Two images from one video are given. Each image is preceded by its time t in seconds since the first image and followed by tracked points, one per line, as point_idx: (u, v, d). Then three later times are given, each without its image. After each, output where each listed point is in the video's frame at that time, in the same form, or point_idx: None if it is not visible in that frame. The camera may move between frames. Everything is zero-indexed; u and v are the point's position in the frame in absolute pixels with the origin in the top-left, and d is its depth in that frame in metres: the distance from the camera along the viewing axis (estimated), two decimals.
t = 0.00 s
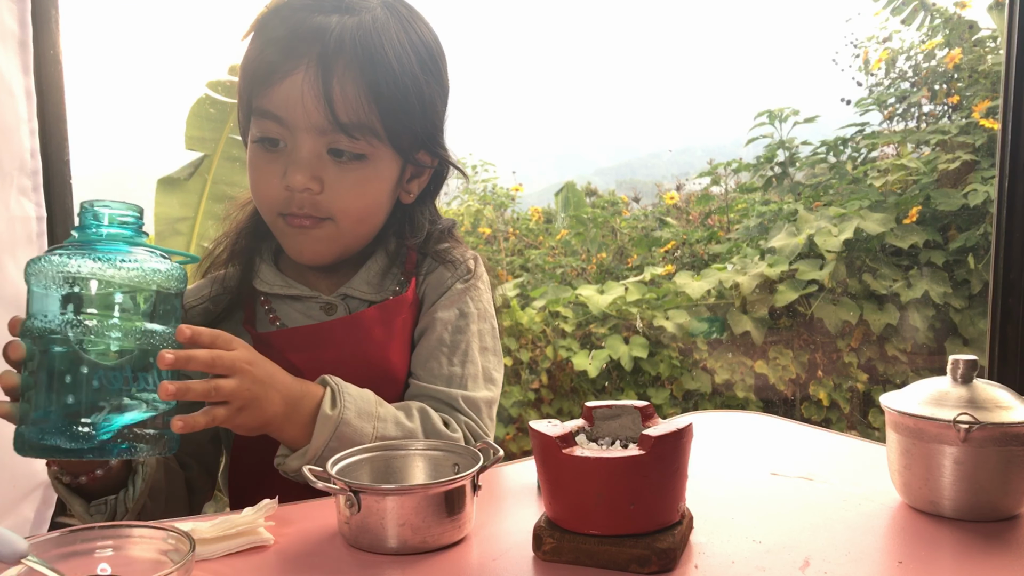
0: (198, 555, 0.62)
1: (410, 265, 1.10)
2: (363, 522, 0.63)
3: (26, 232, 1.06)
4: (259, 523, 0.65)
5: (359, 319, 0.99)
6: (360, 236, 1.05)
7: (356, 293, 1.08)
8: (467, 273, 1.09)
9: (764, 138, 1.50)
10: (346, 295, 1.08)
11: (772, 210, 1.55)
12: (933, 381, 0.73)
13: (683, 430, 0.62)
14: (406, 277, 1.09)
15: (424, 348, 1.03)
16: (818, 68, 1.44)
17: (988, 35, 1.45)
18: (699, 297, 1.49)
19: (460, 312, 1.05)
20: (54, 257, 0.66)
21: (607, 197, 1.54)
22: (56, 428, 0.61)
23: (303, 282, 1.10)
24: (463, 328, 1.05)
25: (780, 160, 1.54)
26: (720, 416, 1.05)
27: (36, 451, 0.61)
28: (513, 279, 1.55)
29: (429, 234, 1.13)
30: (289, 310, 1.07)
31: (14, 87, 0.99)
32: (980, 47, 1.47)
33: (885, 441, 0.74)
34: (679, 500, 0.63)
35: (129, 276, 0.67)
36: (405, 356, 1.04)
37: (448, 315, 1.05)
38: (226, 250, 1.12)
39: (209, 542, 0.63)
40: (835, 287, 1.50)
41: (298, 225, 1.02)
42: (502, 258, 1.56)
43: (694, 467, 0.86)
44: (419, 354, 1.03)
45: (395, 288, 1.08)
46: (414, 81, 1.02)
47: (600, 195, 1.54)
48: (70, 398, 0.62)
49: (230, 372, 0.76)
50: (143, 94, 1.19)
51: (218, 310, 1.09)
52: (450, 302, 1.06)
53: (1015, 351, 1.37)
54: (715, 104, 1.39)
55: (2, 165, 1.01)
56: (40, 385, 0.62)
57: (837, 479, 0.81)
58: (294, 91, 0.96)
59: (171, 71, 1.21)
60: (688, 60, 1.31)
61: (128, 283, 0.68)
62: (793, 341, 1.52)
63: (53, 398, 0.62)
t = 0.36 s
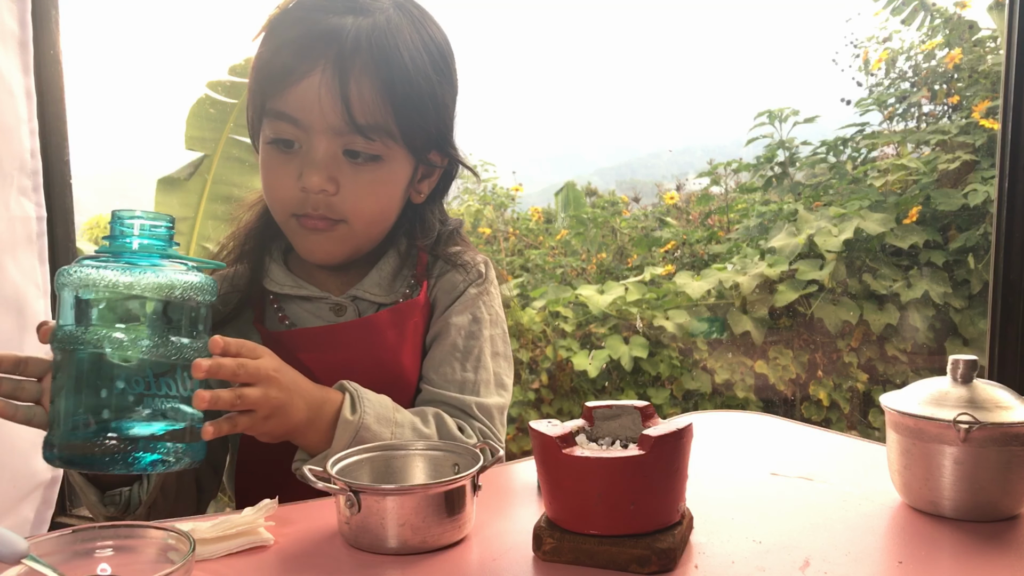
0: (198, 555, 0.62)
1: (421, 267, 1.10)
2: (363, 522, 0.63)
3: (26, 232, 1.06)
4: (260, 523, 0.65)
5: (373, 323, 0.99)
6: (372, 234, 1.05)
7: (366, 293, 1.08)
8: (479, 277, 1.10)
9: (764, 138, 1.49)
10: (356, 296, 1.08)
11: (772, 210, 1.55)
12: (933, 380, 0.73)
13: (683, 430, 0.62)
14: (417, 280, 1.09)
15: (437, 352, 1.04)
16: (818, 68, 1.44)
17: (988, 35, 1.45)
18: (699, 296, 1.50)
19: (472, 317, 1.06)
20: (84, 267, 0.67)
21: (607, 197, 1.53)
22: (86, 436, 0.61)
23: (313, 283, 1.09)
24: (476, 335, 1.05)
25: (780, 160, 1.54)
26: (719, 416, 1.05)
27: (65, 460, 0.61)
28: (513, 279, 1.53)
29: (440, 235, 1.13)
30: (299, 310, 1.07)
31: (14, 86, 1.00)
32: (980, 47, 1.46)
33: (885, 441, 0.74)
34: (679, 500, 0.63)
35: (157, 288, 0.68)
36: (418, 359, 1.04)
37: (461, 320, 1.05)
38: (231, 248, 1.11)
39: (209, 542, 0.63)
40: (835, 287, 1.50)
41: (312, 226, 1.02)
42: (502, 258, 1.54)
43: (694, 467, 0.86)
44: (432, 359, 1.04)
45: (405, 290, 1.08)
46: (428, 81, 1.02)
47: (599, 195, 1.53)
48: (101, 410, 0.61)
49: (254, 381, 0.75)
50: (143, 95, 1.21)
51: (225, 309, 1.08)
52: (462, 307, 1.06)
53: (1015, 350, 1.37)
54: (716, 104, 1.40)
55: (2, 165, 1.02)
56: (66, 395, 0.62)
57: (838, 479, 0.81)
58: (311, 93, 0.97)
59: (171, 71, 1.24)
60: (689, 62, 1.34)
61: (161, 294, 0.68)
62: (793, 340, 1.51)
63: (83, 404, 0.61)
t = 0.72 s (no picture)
0: (199, 554, 0.62)
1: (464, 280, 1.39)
2: (363, 521, 0.63)
3: (26, 232, 1.07)
4: (259, 523, 0.65)
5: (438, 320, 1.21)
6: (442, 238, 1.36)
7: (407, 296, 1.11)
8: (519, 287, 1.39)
9: (764, 138, 1.46)
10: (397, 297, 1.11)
11: (773, 210, 1.54)
12: (933, 380, 0.73)
13: (683, 430, 0.62)
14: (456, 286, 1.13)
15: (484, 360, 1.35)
16: (818, 67, 1.42)
17: (988, 36, 1.45)
18: (699, 296, 1.51)
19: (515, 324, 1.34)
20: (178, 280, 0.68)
21: (607, 196, 1.50)
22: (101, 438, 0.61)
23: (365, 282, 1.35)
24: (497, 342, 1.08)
25: (780, 160, 1.51)
26: (719, 416, 1.05)
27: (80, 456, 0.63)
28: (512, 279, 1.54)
29: (479, 242, 1.40)
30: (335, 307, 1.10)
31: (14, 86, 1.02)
32: (980, 47, 1.45)
33: (884, 440, 0.74)
34: (679, 500, 0.63)
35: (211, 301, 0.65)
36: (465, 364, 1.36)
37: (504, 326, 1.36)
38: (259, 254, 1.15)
39: (209, 542, 0.63)
40: (835, 287, 1.50)
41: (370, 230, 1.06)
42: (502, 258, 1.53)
43: (694, 467, 0.86)
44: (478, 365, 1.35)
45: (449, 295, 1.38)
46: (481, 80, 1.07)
47: (599, 195, 1.50)
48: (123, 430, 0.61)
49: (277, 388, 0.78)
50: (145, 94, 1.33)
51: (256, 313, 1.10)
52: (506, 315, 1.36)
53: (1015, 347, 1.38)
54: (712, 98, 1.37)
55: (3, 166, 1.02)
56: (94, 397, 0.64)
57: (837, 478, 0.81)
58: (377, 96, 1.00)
59: (172, 72, 1.34)
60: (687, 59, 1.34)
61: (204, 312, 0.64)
62: (793, 340, 1.52)
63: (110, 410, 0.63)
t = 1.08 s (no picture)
0: (200, 555, 0.62)
1: (497, 294, 1.18)
2: (363, 521, 0.63)
3: (26, 232, 1.13)
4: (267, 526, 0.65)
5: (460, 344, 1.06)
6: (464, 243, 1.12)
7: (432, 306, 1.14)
8: (552, 306, 1.21)
9: (764, 138, 1.49)
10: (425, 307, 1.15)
11: (772, 210, 1.55)
12: (933, 381, 0.72)
13: (683, 430, 0.62)
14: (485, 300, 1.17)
15: (515, 392, 1.15)
16: (817, 68, 1.40)
17: (988, 35, 1.27)
18: (699, 297, 1.56)
19: (547, 350, 1.18)
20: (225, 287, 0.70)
21: (607, 197, 1.57)
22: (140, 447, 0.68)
23: (397, 289, 1.17)
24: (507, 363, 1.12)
25: (780, 160, 1.53)
26: (717, 416, 1.05)
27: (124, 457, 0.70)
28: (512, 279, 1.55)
29: (512, 254, 1.23)
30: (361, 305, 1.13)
31: (15, 88, 1.08)
32: (981, 47, 1.29)
33: (884, 441, 0.74)
34: (679, 500, 0.63)
35: (249, 304, 0.67)
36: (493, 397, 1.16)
37: (536, 353, 1.17)
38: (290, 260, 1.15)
39: (213, 543, 0.63)
40: (835, 287, 1.46)
41: (414, 236, 1.08)
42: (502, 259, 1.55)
43: (693, 467, 0.86)
44: (506, 398, 1.16)
45: (478, 309, 1.17)
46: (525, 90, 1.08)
47: (599, 195, 1.56)
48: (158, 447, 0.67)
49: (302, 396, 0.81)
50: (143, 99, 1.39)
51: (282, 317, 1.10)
52: (541, 339, 1.18)
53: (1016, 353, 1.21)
54: (714, 103, 1.44)
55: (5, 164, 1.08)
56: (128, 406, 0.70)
57: (837, 478, 0.81)
58: (430, 103, 1.00)
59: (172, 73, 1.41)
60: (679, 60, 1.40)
61: (237, 320, 0.67)
62: (793, 340, 1.51)
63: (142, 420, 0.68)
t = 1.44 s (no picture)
0: (199, 555, 0.62)
1: (506, 297, 1.17)
2: (367, 522, 0.63)
3: (27, 231, 1.14)
4: (267, 526, 0.65)
5: (459, 344, 1.07)
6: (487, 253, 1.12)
7: (448, 306, 1.14)
8: (559, 312, 1.20)
9: (764, 138, 1.49)
10: (438, 306, 1.14)
11: (772, 210, 1.55)
12: (933, 381, 0.72)
13: (683, 430, 0.62)
14: (500, 304, 1.17)
15: (511, 390, 1.16)
16: (817, 68, 1.41)
17: (988, 35, 1.27)
18: (699, 296, 1.56)
19: (548, 352, 1.18)
20: (292, 322, 0.64)
21: (607, 197, 1.58)
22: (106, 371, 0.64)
23: (409, 288, 1.17)
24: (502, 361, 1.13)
25: (780, 160, 1.53)
26: (716, 416, 1.05)
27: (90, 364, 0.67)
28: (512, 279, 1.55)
29: (527, 257, 1.22)
30: (379, 301, 1.14)
31: (14, 89, 1.09)
32: (980, 47, 1.28)
33: (884, 441, 0.74)
34: (679, 500, 0.63)
35: (290, 356, 0.60)
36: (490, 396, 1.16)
37: (536, 354, 1.16)
38: (313, 243, 1.15)
39: (211, 544, 0.63)
40: (835, 287, 1.46)
41: (442, 247, 1.08)
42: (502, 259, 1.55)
43: (693, 467, 0.86)
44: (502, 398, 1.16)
45: (488, 312, 1.16)
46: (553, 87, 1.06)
47: (599, 195, 1.57)
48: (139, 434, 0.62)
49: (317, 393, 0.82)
50: (143, 97, 1.42)
51: (293, 300, 1.11)
52: (543, 340, 1.17)
53: (1016, 352, 1.20)
54: (712, 104, 1.45)
55: (4, 164, 1.09)
56: (128, 330, 0.66)
57: (837, 478, 0.81)
58: (460, 114, 0.98)
59: (173, 74, 1.44)
60: (677, 62, 1.42)
61: (276, 358, 0.60)
62: (793, 341, 1.51)
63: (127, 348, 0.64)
